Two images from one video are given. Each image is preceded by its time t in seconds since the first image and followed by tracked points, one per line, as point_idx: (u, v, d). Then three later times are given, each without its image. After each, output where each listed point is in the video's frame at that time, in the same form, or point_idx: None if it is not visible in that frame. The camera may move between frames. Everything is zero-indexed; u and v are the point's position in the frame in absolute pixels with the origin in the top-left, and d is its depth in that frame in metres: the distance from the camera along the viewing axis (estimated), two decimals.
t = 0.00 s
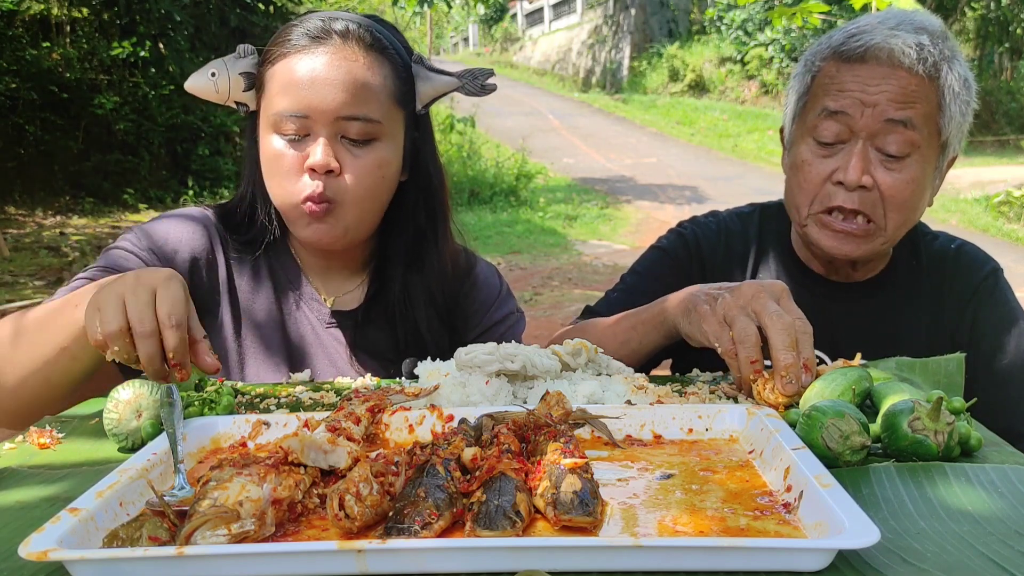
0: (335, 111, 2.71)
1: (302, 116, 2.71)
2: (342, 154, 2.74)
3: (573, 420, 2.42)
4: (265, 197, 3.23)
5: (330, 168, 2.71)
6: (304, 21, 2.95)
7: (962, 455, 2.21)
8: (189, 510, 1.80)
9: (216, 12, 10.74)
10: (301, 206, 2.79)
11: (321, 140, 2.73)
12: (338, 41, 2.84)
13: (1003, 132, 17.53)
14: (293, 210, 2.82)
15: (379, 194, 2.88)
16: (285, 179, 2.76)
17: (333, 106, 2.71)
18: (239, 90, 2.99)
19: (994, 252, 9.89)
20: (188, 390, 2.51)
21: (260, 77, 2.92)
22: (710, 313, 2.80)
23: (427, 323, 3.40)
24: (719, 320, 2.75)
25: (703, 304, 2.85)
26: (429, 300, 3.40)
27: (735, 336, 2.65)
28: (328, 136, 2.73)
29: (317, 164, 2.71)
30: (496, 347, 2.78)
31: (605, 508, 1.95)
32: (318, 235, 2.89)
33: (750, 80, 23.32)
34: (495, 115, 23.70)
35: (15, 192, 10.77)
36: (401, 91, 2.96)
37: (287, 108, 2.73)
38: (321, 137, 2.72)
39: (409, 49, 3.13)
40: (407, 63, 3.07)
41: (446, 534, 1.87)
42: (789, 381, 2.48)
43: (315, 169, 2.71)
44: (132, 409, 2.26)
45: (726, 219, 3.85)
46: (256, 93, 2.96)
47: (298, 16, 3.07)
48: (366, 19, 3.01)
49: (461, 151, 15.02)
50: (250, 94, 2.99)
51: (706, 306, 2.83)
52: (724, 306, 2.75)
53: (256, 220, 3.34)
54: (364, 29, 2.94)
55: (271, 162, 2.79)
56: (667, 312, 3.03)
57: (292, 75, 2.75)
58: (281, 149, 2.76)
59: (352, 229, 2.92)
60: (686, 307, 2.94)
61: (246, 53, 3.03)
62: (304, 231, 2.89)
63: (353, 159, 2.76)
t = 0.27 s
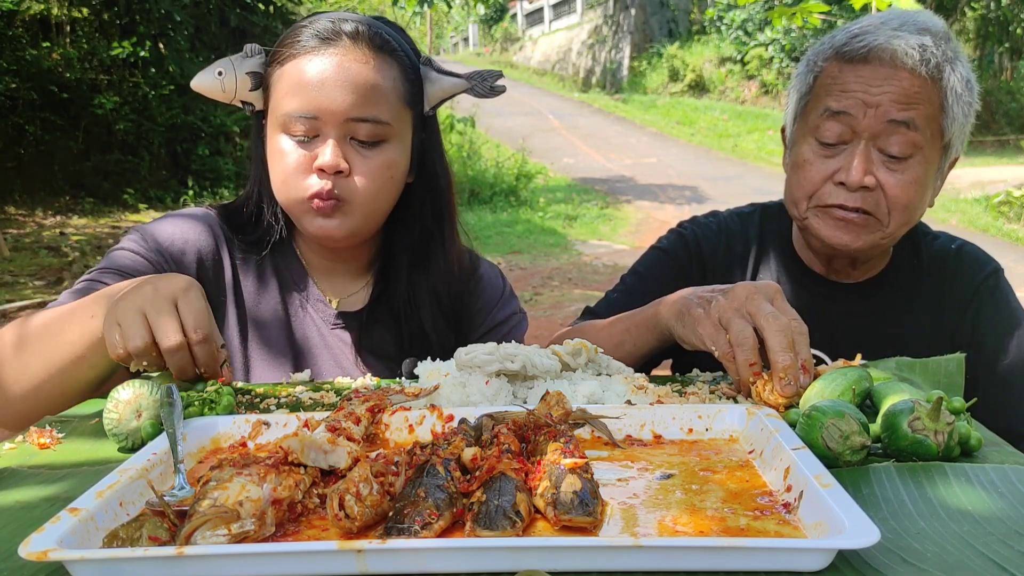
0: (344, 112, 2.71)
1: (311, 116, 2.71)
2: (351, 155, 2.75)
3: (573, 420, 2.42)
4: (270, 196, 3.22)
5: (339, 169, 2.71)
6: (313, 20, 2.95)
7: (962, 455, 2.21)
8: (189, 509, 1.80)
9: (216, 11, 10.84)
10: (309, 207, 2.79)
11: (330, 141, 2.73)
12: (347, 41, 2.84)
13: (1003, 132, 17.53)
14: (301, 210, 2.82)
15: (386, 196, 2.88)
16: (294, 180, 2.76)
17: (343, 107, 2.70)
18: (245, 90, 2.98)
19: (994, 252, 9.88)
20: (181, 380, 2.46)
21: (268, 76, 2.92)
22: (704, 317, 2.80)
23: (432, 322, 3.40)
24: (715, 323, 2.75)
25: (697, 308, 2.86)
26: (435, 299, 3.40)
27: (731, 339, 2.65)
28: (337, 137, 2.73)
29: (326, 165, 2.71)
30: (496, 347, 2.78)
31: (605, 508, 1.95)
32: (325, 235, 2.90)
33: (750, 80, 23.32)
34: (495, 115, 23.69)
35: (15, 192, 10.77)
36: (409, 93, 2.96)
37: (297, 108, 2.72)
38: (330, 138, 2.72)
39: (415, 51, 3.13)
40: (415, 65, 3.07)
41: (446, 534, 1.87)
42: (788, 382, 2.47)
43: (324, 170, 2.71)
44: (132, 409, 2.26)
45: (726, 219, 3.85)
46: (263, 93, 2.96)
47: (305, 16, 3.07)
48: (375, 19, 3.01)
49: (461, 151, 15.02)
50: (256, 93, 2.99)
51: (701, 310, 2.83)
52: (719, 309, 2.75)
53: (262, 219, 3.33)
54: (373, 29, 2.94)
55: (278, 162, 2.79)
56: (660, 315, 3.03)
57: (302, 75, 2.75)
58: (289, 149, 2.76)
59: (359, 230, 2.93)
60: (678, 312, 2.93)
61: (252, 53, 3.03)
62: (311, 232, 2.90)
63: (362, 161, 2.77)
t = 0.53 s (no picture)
0: (349, 111, 2.72)
1: (316, 116, 2.72)
2: (355, 154, 2.75)
3: (573, 420, 2.42)
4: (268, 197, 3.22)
5: (344, 168, 2.71)
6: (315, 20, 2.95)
7: (962, 455, 2.21)
8: (189, 510, 1.80)
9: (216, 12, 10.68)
10: (314, 207, 2.79)
11: (334, 140, 2.73)
12: (350, 40, 2.84)
13: (1003, 132, 17.53)
14: (304, 209, 2.81)
15: (390, 196, 2.88)
16: (297, 179, 2.76)
17: (347, 106, 2.71)
18: (246, 91, 2.97)
19: (994, 252, 9.88)
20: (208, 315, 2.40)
21: (269, 76, 2.93)
22: (707, 318, 2.81)
23: (432, 323, 3.41)
24: (718, 324, 2.76)
25: (701, 310, 2.87)
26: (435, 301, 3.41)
27: (734, 340, 2.65)
28: (341, 136, 2.73)
29: (330, 164, 2.71)
30: (496, 347, 2.78)
31: (605, 508, 1.95)
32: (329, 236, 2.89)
33: (750, 80, 23.31)
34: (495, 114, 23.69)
35: (15, 192, 10.76)
36: (412, 94, 2.97)
37: (301, 107, 2.73)
38: (335, 137, 2.73)
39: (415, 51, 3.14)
40: (416, 65, 3.08)
41: (446, 535, 1.87)
42: (788, 383, 2.47)
43: (328, 169, 2.71)
44: (132, 409, 2.26)
45: (726, 219, 3.84)
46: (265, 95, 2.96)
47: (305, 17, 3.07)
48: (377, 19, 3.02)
49: (461, 151, 15.02)
50: (257, 94, 2.98)
51: (704, 312, 2.84)
52: (723, 310, 2.76)
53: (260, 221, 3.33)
54: (375, 29, 2.95)
55: (281, 162, 2.79)
56: (666, 321, 3.03)
57: (305, 74, 2.76)
58: (293, 148, 2.76)
59: (362, 231, 2.92)
60: (683, 315, 2.94)
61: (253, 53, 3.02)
62: (313, 232, 2.89)
63: (366, 160, 2.77)
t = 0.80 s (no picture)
0: (351, 105, 2.71)
1: (317, 109, 2.70)
2: (357, 149, 2.74)
3: (573, 420, 2.42)
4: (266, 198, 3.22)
5: (347, 161, 2.70)
6: (313, 18, 2.95)
7: (961, 455, 2.21)
8: (189, 510, 1.80)
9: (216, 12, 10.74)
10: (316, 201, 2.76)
11: (336, 134, 2.72)
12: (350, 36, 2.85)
13: (1003, 132, 17.53)
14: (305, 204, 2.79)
15: (392, 191, 2.87)
16: (298, 174, 2.73)
17: (349, 100, 2.71)
18: (240, 90, 2.97)
19: (994, 252, 9.88)
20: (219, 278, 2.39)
21: (267, 75, 2.92)
22: (708, 318, 2.82)
23: (432, 323, 3.41)
24: (718, 323, 2.77)
25: (703, 311, 2.88)
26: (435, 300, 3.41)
27: (734, 340, 2.66)
28: (343, 130, 2.72)
29: (333, 157, 2.69)
30: (496, 347, 2.78)
31: (605, 508, 1.95)
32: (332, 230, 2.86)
33: (750, 80, 23.31)
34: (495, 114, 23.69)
35: (15, 192, 10.73)
36: (411, 90, 2.98)
37: (301, 102, 2.72)
38: (336, 130, 2.72)
39: (415, 49, 3.13)
40: (414, 62, 3.08)
41: (446, 534, 1.87)
42: (785, 383, 2.47)
43: (331, 162, 2.70)
44: (132, 409, 2.26)
45: (727, 219, 3.84)
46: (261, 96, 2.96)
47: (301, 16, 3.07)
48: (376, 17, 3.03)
49: (461, 151, 15.02)
50: (252, 93, 2.99)
51: (706, 312, 2.86)
52: (724, 309, 2.78)
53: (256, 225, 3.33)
54: (374, 27, 2.96)
55: (281, 157, 2.76)
56: (667, 322, 3.03)
57: (305, 69, 2.75)
58: (293, 143, 2.74)
59: (364, 226, 2.91)
60: (683, 315, 2.95)
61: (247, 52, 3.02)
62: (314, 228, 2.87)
63: (368, 154, 2.76)
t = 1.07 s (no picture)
0: (352, 107, 2.72)
1: (318, 112, 2.71)
2: (360, 151, 2.74)
3: (573, 420, 2.42)
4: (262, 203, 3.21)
5: (349, 164, 2.70)
6: (312, 19, 2.95)
7: (961, 455, 2.21)
8: (189, 510, 1.80)
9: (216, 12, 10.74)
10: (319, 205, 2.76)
11: (338, 136, 2.72)
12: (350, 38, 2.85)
13: (1003, 132, 17.53)
14: (308, 207, 2.79)
15: (395, 193, 2.87)
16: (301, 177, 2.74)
17: (350, 102, 2.71)
18: (237, 94, 3.00)
19: (994, 252, 9.88)
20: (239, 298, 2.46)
21: (264, 77, 2.92)
22: (702, 318, 2.81)
23: (434, 327, 3.41)
24: (713, 323, 2.77)
25: (695, 309, 2.87)
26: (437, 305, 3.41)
27: (730, 341, 2.66)
28: (345, 132, 2.72)
29: (336, 160, 2.69)
30: (496, 347, 2.78)
31: (605, 508, 1.95)
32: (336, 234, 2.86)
33: (750, 80, 23.31)
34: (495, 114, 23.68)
35: (15, 192, 10.71)
36: (411, 92, 2.98)
37: (302, 104, 2.72)
38: (338, 132, 2.72)
39: (415, 50, 3.13)
40: (413, 64, 3.08)
41: (446, 534, 1.87)
42: (784, 384, 2.47)
43: (333, 165, 2.69)
44: (132, 409, 2.26)
45: (727, 219, 3.84)
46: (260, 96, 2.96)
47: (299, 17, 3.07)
48: (375, 19, 3.03)
49: (461, 151, 15.01)
50: (248, 97, 3.02)
51: (699, 310, 2.85)
52: (717, 308, 2.77)
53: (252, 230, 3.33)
54: (374, 28, 2.96)
55: (283, 160, 2.76)
56: (662, 318, 3.03)
57: (305, 71, 2.75)
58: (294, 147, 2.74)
59: (369, 231, 2.90)
60: (676, 312, 2.95)
61: (242, 56, 3.04)
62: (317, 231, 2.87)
63: (371, 157, 2.76)
